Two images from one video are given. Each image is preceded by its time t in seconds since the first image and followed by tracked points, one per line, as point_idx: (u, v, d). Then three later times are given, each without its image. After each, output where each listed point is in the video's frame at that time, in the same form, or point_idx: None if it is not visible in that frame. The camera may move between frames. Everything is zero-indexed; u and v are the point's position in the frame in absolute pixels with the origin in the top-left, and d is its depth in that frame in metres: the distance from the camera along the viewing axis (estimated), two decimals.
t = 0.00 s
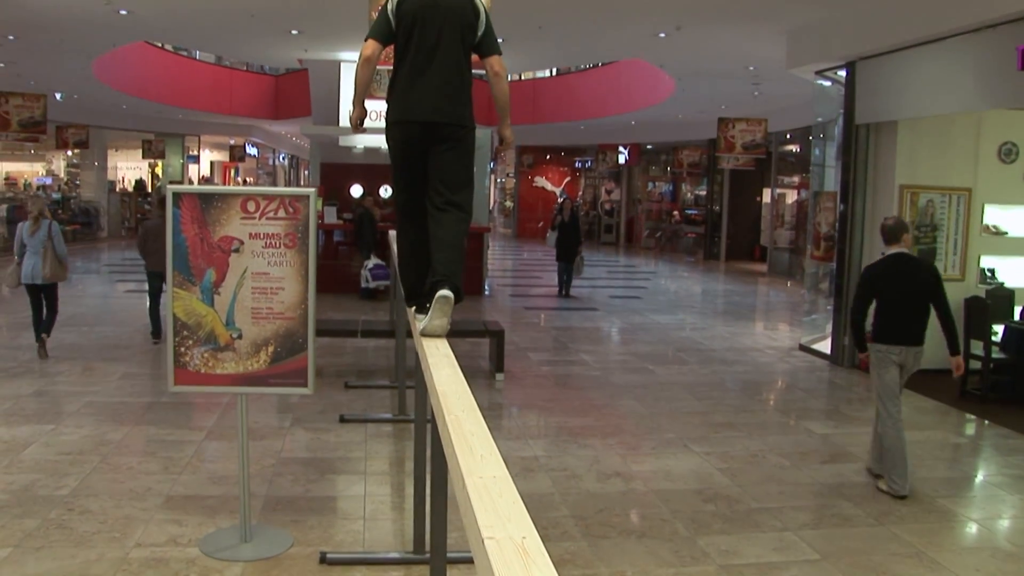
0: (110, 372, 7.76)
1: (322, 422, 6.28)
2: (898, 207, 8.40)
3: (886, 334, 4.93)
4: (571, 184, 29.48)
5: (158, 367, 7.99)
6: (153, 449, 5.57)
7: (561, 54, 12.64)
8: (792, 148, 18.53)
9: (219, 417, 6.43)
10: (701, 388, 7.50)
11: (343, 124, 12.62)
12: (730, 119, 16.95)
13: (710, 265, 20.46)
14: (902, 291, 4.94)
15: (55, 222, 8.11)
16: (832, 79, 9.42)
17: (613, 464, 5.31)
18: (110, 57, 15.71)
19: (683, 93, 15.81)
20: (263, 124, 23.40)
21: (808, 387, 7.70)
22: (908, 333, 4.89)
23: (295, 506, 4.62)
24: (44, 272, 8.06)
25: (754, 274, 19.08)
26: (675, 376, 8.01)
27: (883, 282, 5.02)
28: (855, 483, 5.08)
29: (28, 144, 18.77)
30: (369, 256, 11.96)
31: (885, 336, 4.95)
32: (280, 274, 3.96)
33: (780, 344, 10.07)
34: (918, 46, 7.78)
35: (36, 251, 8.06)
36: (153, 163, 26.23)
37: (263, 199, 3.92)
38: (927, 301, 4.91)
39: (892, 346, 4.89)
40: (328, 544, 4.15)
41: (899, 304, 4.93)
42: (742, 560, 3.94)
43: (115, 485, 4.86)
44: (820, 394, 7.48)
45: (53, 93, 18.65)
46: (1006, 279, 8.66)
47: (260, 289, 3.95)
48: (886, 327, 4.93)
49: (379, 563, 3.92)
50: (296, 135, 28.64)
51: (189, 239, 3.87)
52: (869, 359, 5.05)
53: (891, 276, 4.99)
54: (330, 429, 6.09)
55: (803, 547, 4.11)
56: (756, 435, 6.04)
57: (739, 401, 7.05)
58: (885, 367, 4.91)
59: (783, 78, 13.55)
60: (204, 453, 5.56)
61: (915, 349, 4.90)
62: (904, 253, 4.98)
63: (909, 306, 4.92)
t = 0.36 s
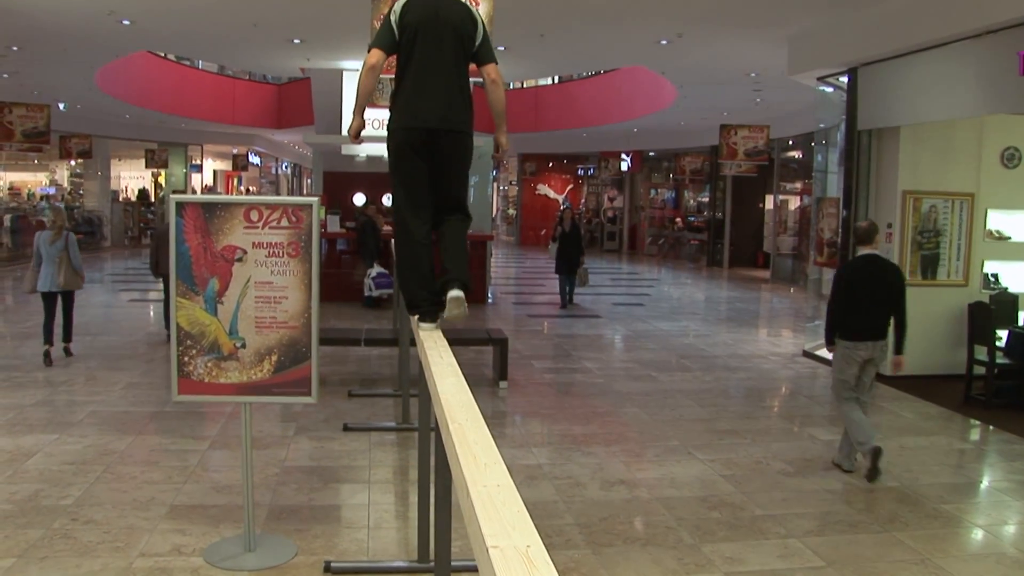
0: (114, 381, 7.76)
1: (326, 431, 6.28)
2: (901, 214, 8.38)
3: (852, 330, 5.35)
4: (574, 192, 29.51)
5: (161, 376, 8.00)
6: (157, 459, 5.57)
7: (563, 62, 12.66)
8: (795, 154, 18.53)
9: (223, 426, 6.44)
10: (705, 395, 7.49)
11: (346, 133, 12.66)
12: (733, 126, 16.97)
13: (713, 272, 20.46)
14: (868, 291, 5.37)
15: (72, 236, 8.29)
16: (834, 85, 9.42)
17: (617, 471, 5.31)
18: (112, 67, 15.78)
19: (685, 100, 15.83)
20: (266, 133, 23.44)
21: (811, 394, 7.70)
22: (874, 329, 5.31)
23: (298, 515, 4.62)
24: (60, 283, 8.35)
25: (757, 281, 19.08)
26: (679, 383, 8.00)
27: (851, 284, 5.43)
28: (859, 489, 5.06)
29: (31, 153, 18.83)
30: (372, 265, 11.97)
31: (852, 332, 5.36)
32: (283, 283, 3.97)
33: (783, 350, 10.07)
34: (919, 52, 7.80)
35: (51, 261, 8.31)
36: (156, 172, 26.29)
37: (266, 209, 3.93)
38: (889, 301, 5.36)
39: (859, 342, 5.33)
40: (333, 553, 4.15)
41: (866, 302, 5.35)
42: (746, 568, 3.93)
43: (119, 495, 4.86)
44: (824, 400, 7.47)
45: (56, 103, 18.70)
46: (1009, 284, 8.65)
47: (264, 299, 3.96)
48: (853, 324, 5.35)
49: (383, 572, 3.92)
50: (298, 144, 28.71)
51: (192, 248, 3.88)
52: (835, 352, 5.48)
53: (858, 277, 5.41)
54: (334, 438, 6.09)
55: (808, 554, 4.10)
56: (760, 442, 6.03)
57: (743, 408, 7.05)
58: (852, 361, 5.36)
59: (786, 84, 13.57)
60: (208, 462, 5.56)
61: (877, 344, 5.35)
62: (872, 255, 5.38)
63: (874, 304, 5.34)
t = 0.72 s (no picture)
0: (113, 390, 7.75)
1: (325, 440, 6.27)
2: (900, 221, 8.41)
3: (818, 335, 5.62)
4: (573, 201, 29.55)
5: (160, 385, 7.99)
6: (156, 468, 5.55)
7: (563, 70, 12.68)
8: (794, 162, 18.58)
9: (222, 435, 6.43)
10: (705, 404, 7.48)
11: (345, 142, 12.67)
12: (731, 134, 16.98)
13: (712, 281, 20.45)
14: (837, 296, 5.58)
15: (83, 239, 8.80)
16: (832, 93, 9.44)
17: (617, 480, 5.30)
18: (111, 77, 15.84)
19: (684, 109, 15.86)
20: (265, 142, 23.45)
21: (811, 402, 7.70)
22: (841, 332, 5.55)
23: (298, 525, 4.61)
24: (78, 285, 8.80)
25: (757, 289, 19.08)
26: (679, 391, 7.99)
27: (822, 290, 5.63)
28: (860, 497, 5.05)
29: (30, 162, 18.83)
30: (371, 274, 11.98)
31: (822, 335, 5.61)
32: (282, 293, 3.96)
33: (783, 359, 10.06)
34: (917, 61, 7.82)
35: (65, 264, 8.75)
36: (155, 180, 26.30)
37: (265, 218, 3.92)
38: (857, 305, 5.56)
39: (826, 345, 5.59)
40: (332, 563, 4.13)
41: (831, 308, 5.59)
42: None
43: (117, 505, 4.85)
44: (824, 408, 7.47)
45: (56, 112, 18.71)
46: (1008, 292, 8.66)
47: (263, 308, 3.95)
48: (818, 329, 5.62)
49: None
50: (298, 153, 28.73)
51: (191, 258, 3.88)
52: (805, 354, 5.75)
53: (829, 283, 5.62)
54: (334, 447, 6.08)
55: (810, 563, 4.09)
56: (760, 450, 6.02)
57: (743, 417, 7.04)
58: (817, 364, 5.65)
59: (785, 93, 13.60)
60: (207, 471, 5.55)
61: (846, 346, 5.58)
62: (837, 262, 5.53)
63: (840, 309, 5.57)
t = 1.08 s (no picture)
0: (114, 399, 7.75)
1: (326, 450, 6.26)
2: (901, 229, 8.41)
3: (788, 329, 5.91)
4: (574, 209, 29.59)
5: (161, 395, 7.99)
6: (157, 478, 5.55)
7: (563, 79, 12.72)
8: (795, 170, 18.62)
9: (224, 444, 6.44)
10: (707, 412, 7.48)
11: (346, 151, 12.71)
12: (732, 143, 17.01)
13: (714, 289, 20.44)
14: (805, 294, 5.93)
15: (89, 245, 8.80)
16: (832, 101, 9.46)
17: (619, 488, 5.30)
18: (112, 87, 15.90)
19: (684, 117, 15.89)
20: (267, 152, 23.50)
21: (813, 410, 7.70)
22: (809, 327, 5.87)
23: (299, 534, 4.60)
24: (80, 289, 8.83)
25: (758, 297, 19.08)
26: (680, 400, 7.98)
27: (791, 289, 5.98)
28: (862, 506, 5.04)
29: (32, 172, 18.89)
30: (372, 283, 11.98)
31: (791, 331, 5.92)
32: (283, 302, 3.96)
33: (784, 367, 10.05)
34: (917, 69, 7.84)
35: (70, 268, 8.80)
36: (156, 190, 26.36)
37: (267, 228, 3.93)
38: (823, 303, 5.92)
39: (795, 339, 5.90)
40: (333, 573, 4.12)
41: (800, 303, 5.92)
42: None
43: (119, 514, 4.85)
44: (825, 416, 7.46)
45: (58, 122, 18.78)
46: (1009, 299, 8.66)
47: (264, 318, 3.96)
48: (788, 324, 5.92)
49: None
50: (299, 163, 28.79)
51: (193, 267, 3.89)
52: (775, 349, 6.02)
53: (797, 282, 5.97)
54: (335, 457, 6.08)
55: (811, 572, 4.08)
56: (761, 459, 6.02)
57: (744, 425, 7.03)
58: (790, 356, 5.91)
59: (786, 101, 13.63)
60: (208, 481, 5.55)
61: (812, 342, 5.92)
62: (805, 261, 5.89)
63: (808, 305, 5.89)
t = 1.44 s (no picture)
0: (112, 406, 7.74)
1: (325, 457, 6.25)
2: (900, 236, 8.42)
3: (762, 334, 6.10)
4: (572, 216, 29.59)
5: (160, 401, 7.98)
6: (155, 485, 5.54)
7: (563, 87, 12.75)
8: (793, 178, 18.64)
9: (222, 451, 6.43)
10: (705, 420, 7.47)
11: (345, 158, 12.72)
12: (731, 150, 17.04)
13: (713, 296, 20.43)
14: (777, 300, 6.11)
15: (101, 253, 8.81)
16: (831, 109, 9.47)
17: (618, 496, 5.29)
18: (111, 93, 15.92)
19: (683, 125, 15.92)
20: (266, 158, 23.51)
21: (811, 417, 7.70)
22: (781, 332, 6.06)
23: (297, 542, 4.59)
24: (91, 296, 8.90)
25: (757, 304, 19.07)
26: (679, 407, 7.98)
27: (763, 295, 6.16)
28: (861, 514, 5.03)
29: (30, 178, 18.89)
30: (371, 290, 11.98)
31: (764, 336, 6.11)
32: (282, 309, 3.96)
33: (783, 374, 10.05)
34: (915, 77, 7.87)
35: (81, 276, 8.84)
36: (155, 196, 26.36)
37: (265, 235, 3.93)
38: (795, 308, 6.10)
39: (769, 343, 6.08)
40: None
41: (773, 308, 6.10)
42: None
43: (116, 521, 4.83)
44: (824, 424, 7.46)
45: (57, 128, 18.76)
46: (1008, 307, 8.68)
47: (263, 325, 3.95)
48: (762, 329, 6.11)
49: None
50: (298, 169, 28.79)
51: (191, 274, 3.88)
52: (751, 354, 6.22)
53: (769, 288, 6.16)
54: (333, 464, 6.07)
55: None
56: (760, 467, 6.01)
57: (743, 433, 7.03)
58: (767, 357, 6.09)
59: (784, 109, 13.67)
60: (206, 488, 5.53)
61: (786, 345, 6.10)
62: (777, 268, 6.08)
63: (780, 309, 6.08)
